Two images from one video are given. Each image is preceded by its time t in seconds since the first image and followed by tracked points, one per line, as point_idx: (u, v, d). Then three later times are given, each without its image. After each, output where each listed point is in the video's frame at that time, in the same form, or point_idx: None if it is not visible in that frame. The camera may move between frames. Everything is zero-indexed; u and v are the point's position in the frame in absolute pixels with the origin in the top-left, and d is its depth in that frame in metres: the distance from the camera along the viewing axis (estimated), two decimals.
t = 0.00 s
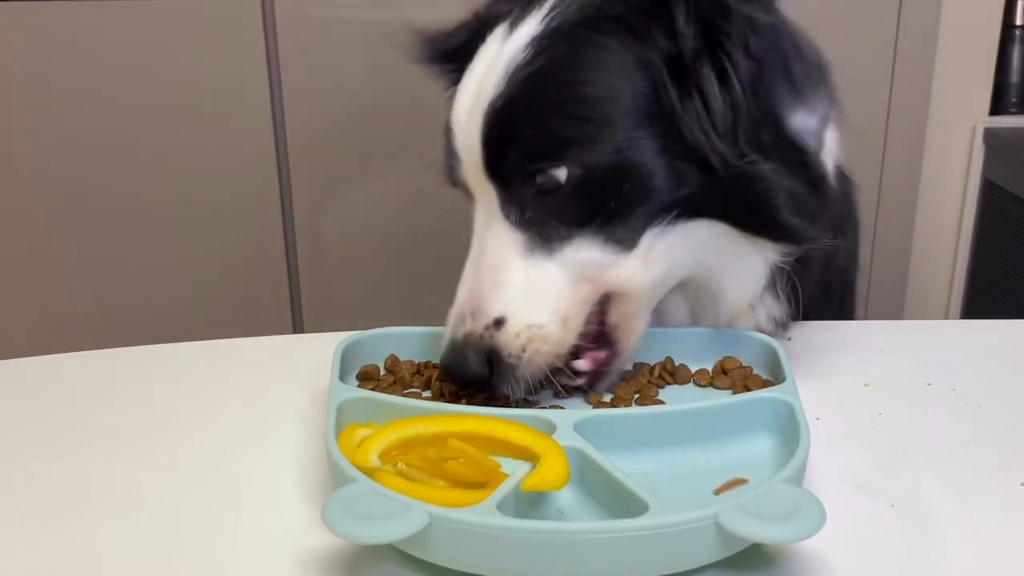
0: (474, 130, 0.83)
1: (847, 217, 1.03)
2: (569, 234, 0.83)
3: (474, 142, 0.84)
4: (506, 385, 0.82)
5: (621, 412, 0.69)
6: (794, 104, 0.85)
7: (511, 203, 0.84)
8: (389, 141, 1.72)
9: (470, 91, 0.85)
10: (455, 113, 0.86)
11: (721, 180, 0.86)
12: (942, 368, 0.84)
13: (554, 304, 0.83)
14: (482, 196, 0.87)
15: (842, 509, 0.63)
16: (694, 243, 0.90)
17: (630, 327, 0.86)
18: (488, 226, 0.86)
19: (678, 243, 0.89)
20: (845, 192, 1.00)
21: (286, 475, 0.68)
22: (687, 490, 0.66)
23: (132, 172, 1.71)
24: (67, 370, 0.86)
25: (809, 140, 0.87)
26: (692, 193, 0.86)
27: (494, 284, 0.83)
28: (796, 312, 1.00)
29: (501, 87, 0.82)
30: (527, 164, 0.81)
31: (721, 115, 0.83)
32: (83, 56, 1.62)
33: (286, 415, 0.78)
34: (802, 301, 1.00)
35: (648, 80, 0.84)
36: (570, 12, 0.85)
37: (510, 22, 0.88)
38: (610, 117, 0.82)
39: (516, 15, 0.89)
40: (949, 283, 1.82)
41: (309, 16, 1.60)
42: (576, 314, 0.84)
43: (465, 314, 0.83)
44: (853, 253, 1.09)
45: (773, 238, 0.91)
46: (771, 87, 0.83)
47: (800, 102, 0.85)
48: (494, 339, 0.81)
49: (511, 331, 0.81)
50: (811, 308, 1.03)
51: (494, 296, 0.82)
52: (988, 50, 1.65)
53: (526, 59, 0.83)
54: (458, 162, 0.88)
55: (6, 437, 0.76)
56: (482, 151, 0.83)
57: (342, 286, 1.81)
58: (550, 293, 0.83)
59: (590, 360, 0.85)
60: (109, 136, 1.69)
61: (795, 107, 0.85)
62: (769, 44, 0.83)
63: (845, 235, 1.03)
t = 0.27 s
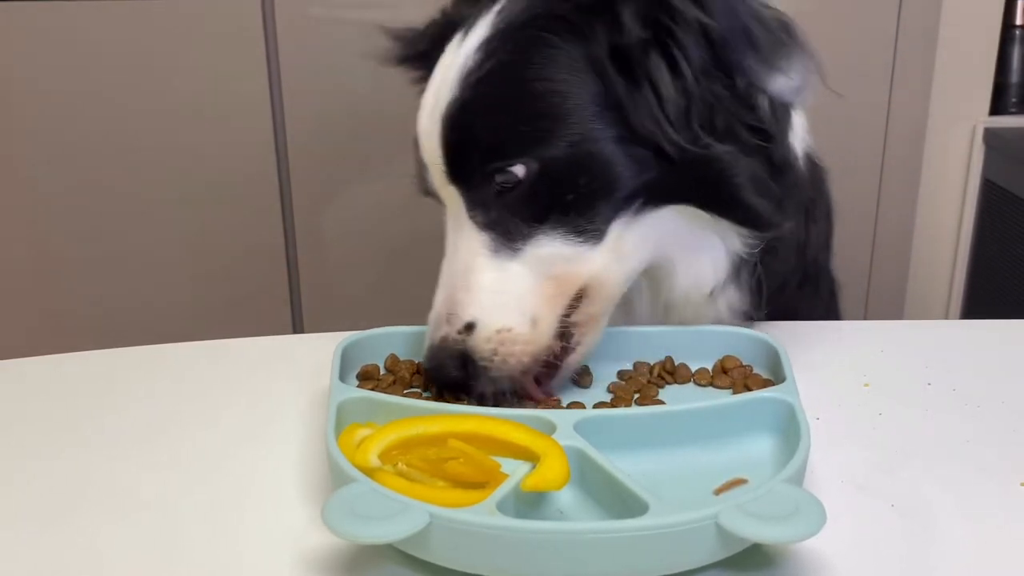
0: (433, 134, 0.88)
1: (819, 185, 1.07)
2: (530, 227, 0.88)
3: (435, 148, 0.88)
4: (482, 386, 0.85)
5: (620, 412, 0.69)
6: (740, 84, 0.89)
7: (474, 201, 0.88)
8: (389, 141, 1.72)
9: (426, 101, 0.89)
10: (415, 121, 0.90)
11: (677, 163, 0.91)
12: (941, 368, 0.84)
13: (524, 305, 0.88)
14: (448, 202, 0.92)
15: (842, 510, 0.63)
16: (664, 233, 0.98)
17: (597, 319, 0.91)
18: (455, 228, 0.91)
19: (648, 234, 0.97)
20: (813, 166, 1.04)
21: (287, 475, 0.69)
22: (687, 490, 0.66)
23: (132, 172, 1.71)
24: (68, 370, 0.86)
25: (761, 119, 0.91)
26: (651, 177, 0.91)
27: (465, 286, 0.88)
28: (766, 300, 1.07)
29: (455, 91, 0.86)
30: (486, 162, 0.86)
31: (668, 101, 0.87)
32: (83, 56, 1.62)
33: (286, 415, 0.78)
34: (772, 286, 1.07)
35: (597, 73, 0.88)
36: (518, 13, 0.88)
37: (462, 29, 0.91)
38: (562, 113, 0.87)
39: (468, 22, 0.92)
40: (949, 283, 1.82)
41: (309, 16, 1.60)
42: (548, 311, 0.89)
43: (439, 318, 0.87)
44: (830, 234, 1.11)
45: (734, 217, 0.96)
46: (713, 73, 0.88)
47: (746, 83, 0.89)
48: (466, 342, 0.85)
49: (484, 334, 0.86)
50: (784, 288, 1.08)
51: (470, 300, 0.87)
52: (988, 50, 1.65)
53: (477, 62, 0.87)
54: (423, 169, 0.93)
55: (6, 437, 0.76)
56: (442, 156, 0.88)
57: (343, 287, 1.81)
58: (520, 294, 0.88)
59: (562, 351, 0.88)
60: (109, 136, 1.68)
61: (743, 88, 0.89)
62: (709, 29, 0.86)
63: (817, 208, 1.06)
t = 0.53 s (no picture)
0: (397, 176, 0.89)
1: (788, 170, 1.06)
2: (501, 249, 0.88)
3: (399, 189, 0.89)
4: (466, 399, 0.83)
5: (619, 412, 0.69)
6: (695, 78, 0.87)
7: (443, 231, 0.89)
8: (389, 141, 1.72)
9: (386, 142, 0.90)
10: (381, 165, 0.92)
11: (644, 159, 0.90)
12: (942, 369, 0.84)
13: (502, 320, 0.87)
14: (421, 238, 0.93)
15: (842, 510, 0.63)
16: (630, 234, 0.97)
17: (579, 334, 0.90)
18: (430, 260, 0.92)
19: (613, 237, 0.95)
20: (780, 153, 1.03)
21: (286, 475, 0.69)
22: (687, 490, 0.66)
23: (132, 172, 1.71)
24: (69, 370, 0.86)
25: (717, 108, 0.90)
26: (620, 180, 0.91)
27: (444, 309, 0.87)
28: (749, 289, 1.05)
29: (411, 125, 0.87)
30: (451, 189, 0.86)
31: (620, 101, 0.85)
32: (83, 55, 1.62)
33: (287, 415, 0.78)
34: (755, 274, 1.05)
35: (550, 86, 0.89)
36: (464, 43, 0.90)
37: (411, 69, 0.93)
38: (522, 131, 0.87)
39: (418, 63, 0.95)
40: (949, 283, 1.82)
41: (310, 16, 1.60)
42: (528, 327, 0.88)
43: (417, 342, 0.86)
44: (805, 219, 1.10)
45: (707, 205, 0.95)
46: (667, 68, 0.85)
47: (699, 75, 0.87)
48: (444, 362, 0.84)
49: (460, 352, 0.84)
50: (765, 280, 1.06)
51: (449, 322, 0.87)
52: (988, 50, 1.66)
53: (430, 94, 0.88)
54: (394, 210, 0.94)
55: (6, 436, 0.76)
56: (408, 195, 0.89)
57: (342, 287, 1.81)
58: (499, 312, 0.87)
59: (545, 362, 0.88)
60: (109, 136, 1.69)
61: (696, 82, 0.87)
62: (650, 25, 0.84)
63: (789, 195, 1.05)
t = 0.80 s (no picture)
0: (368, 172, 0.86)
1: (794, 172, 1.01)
2: (465, 246, 0.83)
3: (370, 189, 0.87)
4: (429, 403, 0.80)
5: (619, 411, 0.69)
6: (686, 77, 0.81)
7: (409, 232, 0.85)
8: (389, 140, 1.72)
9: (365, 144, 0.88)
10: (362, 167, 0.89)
11: (612, 159, 0.81)
12: (942, 368, 0.84)
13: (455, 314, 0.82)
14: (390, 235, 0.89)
15: (842, 510, 0.63)
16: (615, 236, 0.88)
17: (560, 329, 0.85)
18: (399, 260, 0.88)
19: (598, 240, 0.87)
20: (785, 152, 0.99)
21: (285, 474, 0.68)
22: (687, 490, 0.66)
23: (132, 172, 1.71)
24: (68, 370, 0.86)
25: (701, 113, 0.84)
26: (594, 182, 0.83)
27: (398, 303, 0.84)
28: (759, 289, 1.01)
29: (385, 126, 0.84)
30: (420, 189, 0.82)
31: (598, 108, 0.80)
32: (83, 55, 1.62)
33: (286, 415, 0.78)
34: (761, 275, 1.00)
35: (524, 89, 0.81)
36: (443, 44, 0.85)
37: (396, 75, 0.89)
38: (491, 130, 0.81)
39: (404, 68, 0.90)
40: (948, 283, 1.82)
41: (309, 16, 1.60)
42: (481, 320, 0.82)
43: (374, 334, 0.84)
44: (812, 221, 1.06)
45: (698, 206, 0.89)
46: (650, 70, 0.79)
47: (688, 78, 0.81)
48: (384, 350, 0.81)
49: (407, 342, 0.81)
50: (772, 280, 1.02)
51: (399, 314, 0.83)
52: (987, 49, 1.66)
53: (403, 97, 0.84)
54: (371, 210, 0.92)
55: (5, 436, 0.75)
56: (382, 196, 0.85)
57: (342, 287, 1.80)
58: (447, 306, 0.82)
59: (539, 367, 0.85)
60: (109, 136, 1.68)
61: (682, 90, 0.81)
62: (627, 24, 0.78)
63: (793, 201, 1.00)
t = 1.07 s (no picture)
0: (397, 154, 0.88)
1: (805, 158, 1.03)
2: (501, 227, 0.86)
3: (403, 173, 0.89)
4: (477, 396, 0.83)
5: (619, 411, 0.69)
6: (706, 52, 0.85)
7: (448, 214, 0.88)
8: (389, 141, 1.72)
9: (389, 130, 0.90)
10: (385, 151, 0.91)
11: (642, 140, 0.88)
12: (942, 369, 0.84)
13: (516, 304, 0.86)
14: (428, 221, 0.92)
15: (842, 510, 0.63)
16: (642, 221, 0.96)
17: (587, 318, 0.89)
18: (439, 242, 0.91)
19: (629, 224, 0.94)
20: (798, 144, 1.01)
21: (285, 474, 0.69)
22: (688, 490, 0.66)
23: (132, 172, 1.71)
24: (68, 370, 0.86)
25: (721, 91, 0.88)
26: (620, 163, 0.89)
27: (451, 302, 0.86)
28: (764, 286, 1.03)
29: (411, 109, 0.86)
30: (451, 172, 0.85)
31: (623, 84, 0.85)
32: (83, 56, 1.62)
33: (286, 415, 0.78)
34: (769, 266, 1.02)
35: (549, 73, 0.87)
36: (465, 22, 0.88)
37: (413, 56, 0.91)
38: (520, 112, 0.85)
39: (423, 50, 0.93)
40: (948, 283, 1.82)
41: (309, 16, 1.60)
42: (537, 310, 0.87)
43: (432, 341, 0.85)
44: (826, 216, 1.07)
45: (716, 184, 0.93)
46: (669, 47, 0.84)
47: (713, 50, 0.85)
48: (457, 354, 0.83)
49: (475, 344, 0.84)
50: (783, 272, 1.04)
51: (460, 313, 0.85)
52: (988, 49, 1.66)
53: (431, 77, 0.86)
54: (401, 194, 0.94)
55: (5, 436, 0.76)
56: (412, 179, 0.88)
57: (342, 287, 1.81)
58: (507, 297, 0.86)
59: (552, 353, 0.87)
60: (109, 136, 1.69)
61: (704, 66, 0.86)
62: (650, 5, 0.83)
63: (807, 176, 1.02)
